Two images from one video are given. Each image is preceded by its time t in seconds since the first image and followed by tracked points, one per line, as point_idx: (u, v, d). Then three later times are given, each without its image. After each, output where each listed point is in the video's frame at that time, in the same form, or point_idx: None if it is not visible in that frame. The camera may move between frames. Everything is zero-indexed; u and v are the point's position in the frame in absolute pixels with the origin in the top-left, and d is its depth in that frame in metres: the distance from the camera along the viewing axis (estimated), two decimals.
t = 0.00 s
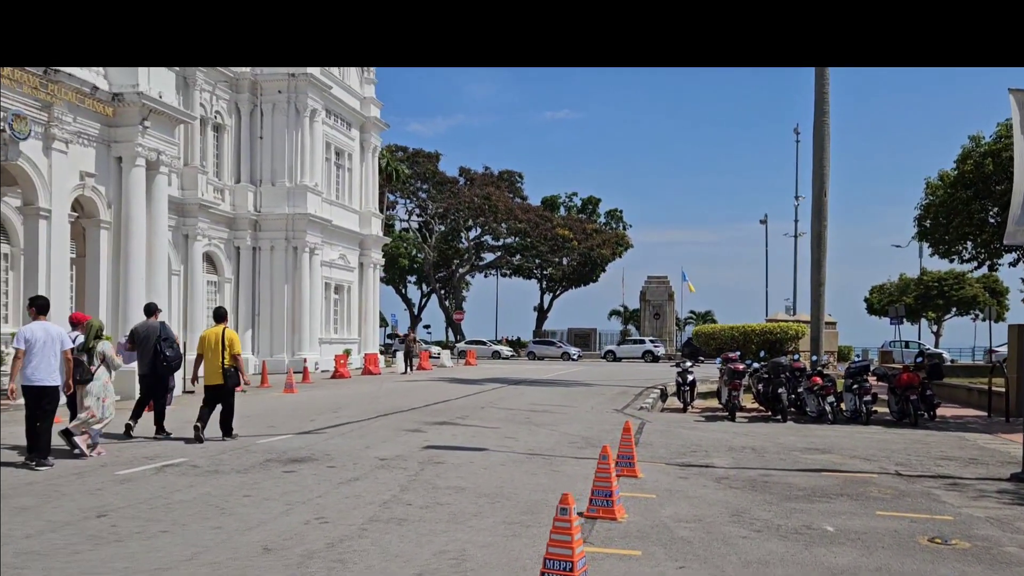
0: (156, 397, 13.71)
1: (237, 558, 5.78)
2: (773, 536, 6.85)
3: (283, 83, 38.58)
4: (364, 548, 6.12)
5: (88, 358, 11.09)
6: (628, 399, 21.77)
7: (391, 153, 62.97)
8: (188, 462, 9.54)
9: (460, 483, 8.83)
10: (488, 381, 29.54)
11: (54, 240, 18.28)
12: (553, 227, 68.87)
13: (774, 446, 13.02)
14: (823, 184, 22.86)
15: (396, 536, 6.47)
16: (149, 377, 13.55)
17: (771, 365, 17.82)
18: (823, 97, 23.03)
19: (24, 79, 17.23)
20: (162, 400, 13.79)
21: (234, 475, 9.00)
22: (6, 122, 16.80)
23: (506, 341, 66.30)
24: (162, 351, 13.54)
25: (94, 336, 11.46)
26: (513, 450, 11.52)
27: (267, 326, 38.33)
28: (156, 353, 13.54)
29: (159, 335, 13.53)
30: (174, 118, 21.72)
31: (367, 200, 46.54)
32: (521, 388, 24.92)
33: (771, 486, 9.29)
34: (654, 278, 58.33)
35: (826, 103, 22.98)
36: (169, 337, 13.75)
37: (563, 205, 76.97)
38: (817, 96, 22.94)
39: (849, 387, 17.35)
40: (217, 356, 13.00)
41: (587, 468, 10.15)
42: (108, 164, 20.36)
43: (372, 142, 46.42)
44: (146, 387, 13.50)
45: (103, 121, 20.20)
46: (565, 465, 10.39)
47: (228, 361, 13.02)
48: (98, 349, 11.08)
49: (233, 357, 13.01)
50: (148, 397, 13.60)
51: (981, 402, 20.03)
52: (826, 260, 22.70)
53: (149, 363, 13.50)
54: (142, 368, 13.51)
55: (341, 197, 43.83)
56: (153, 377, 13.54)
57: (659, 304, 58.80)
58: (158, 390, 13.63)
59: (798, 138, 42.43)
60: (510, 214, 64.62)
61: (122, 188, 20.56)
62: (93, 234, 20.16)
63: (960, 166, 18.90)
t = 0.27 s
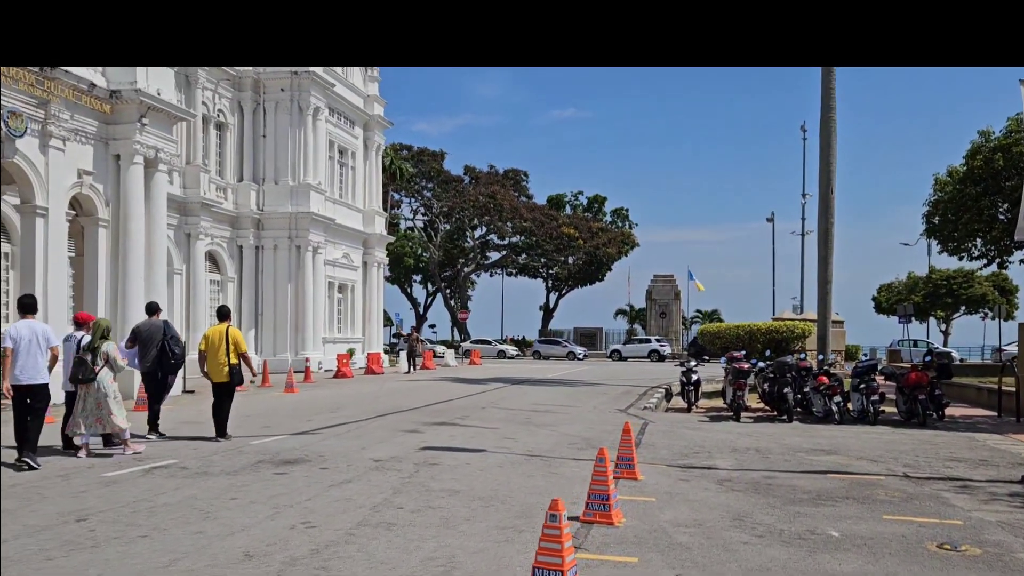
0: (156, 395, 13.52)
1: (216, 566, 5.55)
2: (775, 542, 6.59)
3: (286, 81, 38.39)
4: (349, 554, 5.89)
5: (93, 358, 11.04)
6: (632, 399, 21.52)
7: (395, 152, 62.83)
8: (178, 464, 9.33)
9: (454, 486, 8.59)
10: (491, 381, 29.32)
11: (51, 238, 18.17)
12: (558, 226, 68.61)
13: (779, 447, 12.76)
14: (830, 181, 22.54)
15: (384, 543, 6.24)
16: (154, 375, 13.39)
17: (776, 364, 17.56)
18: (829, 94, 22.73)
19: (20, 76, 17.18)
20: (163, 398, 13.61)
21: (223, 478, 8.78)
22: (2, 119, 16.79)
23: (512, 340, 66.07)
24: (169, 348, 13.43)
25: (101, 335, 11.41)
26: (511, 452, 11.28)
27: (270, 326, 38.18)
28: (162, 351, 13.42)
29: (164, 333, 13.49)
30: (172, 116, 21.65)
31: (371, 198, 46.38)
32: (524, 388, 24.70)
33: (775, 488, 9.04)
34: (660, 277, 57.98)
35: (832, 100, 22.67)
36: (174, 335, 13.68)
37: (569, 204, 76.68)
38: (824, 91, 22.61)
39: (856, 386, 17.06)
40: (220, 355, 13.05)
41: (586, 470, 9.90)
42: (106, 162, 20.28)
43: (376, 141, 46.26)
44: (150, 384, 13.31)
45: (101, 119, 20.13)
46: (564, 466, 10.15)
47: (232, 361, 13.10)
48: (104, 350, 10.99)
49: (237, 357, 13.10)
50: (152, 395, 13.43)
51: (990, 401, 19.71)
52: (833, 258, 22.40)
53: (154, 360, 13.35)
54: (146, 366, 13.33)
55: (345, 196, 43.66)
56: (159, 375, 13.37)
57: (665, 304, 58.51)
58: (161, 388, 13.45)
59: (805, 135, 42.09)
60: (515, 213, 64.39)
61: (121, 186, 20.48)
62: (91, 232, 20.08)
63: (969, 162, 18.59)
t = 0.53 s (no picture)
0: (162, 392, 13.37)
1: (199, 569, 5.33)
2: (783, 546, 6.33)
3: (293, 77, 38.20)
4: (338, 558, 5.66)
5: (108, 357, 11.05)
6: (639, 396, 21.26)
7: (403, 148, 62.67)
8: (171, 462, 9.13)
9: (452, 486, 8.35)
10: (497, 377, 29.13)
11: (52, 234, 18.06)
12: (567, 222, 68.28)
13: (788, 446, 12.47)
14: (842, 176, 22.20)
15: (375, 545, 6.00)
16: (158, 371, 13.19)
17: (786, 361, 17.25)
18: (840, 87, 22.37)
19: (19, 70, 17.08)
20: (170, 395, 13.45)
21: (216, 477, 8.57)
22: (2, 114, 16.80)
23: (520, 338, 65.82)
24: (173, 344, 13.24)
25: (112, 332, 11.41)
26: (514, 450, 11.04)
27: (277, 323, 38.06)
28: (165, 346, 13.22)
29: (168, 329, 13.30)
30: (174, 110, 21.53)
31: (378, 195, 46.20)
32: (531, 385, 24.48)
33: (784, 489, 8.76)
34: (669, 274, 57.56)
35: (843, 93, 22.32)
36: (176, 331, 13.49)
37: (578, 201, 76.35)
38: (835, 84, 22.27)
39: (867, 384, 16.74)
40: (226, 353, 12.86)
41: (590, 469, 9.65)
42: (108, 157, 20.16)
43: (383, 137, 46.08)
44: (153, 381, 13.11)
45: (102, 114, 20.02)
46: (567, 466, 9.90)
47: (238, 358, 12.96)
48: (118, 347, 11.04)
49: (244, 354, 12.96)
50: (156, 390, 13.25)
51: (1005, 400, 19.34)
52: (844, 253, 22.06)
53: (158, 356, 13.14)
54: (149, 363, 13.12)
55: (352, 192, 43.50)
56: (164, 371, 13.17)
57: (674, 301, 58.09)
58: (166, 385, 13.26)
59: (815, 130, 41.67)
60: (524, 210, 64.13)
61: (122, 182, 20.37)
62: (93, 227, 19.97)
63: (984, 155, 18.23)
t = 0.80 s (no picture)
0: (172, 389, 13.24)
1: None
2: (798, 555, 6.04)
3: (305, 74, 38.08)
4: (331, 566, 5.42)
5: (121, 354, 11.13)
6: (652, 395, 20.96)
7: (416, 146, 62.54)
8: (170, 464, 8.93)
9: (456, 490, 8.10)
10: (509, 376, 28.88)
11: (60, 232, 18.01)
12: (581, 220, 67.92)
13: (804, 448, 12.14)
14: (859, 171, 21.79)
15: (372, 553, 5.77)
16: (166, 369, 13.05)
17: (801, 360, 16.91)
18: (857, 81, 21.96)
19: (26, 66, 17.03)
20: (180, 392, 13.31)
21: (215, 479, 8.36)
22: (9, 110, 16.80)
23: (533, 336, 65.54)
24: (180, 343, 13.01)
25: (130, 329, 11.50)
26: (521, 451, 10.78)
27: (288, 321, 37.95)
28: (172, 344, 13.02)
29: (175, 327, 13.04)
30: (183, 107, 21.44)
31: (390, 193, 46.06)
32: (543, 384, 24.22)
33: (799, 493, 8.46)
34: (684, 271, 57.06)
35: (860, 87, 21.91)
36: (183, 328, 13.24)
37: (592, 199, 75.95)
38: (852, 77, 21.86)
39: (884, 383, 16.36)
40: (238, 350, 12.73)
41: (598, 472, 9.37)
42: (116, 154, 20.08)
43: (395, 135, 45.92)
44: (161, 379, 12.97)
45: (111, 110, 19.94)
46: (574, 468, 9.64)
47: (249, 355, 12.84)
48: (131, 345, 11.06)
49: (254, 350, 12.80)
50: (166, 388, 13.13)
51: None
52: (862, 250, 21.66)
53: (165, 355, 12.96)
54: (157, 360, 12.98)
55: (364, 190, 43.35)
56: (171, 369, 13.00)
57: (689, 298, 57.62)
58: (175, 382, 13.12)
59: (830, 125, 41.16)
60: (537, 208, 63.85)
61: (131, 179, 20.29)
62: (102, 226, 19.89)
63: (1006, 148, 17.79)
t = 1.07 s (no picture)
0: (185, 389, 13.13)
1: None
2: (815, 565, 5.75)
3: (321, 74, 38.04)
4: None
5: (137, 356, 11.07)
6: (668, 397, 20.63)
7: (432, 146, 62.46)
8: (171, 466, 8.75)
9: (462, 494, 7.85)
10: (524, 376, 28.63)
11: (72, 232, 18.03)
12: (598, 220, 67.52)
13: (824, 451, 11.80)
14: (881, 168, 21.34)
15: (369, 561, 5.53)
16: (179, 369, 12.93)
17: (821, 361, 16.51)
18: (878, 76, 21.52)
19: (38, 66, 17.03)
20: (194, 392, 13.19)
21: (216, 482, 8.16)
22: (20, 110, 16.85)
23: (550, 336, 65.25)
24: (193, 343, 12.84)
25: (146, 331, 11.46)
26: (532, 454, 10.52)
27: (304, 321, 37.91)
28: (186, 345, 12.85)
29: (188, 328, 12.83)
30: (196, 107, 21.40)
31: (406, 192, 45.95)
32: (558, 384, 23.94)
33: (818, 499, 8.14)
34: (702, 271, 56.54)
35: (882, 83, 21.47)
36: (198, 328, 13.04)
37: (609, 198, 75.53)
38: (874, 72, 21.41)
39: (907, 385, 15.96)
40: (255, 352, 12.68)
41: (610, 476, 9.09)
42: (129, 154, 20.07)
43: (411, 135, 45.81)
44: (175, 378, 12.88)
45: (123, 110, 19.94)
46: (585, 471, 9.36)
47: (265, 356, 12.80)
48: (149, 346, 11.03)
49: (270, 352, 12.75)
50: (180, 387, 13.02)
51: None
52: (883, 249, 21.23)
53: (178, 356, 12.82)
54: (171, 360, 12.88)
55: (380, 190, 43.26)
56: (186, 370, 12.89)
57: (707, 299, 57.12)
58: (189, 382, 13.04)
59: (851, 122, 40.54)
60: (554, 208, 63.54)
61: (144, 179, 20.28)
62: (115, 225, 19.89)
63: None
